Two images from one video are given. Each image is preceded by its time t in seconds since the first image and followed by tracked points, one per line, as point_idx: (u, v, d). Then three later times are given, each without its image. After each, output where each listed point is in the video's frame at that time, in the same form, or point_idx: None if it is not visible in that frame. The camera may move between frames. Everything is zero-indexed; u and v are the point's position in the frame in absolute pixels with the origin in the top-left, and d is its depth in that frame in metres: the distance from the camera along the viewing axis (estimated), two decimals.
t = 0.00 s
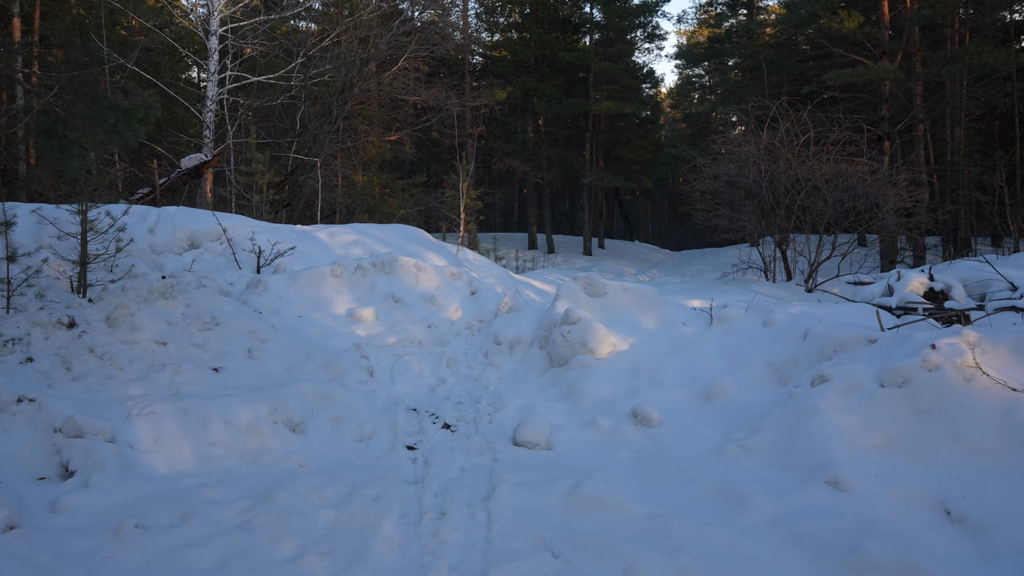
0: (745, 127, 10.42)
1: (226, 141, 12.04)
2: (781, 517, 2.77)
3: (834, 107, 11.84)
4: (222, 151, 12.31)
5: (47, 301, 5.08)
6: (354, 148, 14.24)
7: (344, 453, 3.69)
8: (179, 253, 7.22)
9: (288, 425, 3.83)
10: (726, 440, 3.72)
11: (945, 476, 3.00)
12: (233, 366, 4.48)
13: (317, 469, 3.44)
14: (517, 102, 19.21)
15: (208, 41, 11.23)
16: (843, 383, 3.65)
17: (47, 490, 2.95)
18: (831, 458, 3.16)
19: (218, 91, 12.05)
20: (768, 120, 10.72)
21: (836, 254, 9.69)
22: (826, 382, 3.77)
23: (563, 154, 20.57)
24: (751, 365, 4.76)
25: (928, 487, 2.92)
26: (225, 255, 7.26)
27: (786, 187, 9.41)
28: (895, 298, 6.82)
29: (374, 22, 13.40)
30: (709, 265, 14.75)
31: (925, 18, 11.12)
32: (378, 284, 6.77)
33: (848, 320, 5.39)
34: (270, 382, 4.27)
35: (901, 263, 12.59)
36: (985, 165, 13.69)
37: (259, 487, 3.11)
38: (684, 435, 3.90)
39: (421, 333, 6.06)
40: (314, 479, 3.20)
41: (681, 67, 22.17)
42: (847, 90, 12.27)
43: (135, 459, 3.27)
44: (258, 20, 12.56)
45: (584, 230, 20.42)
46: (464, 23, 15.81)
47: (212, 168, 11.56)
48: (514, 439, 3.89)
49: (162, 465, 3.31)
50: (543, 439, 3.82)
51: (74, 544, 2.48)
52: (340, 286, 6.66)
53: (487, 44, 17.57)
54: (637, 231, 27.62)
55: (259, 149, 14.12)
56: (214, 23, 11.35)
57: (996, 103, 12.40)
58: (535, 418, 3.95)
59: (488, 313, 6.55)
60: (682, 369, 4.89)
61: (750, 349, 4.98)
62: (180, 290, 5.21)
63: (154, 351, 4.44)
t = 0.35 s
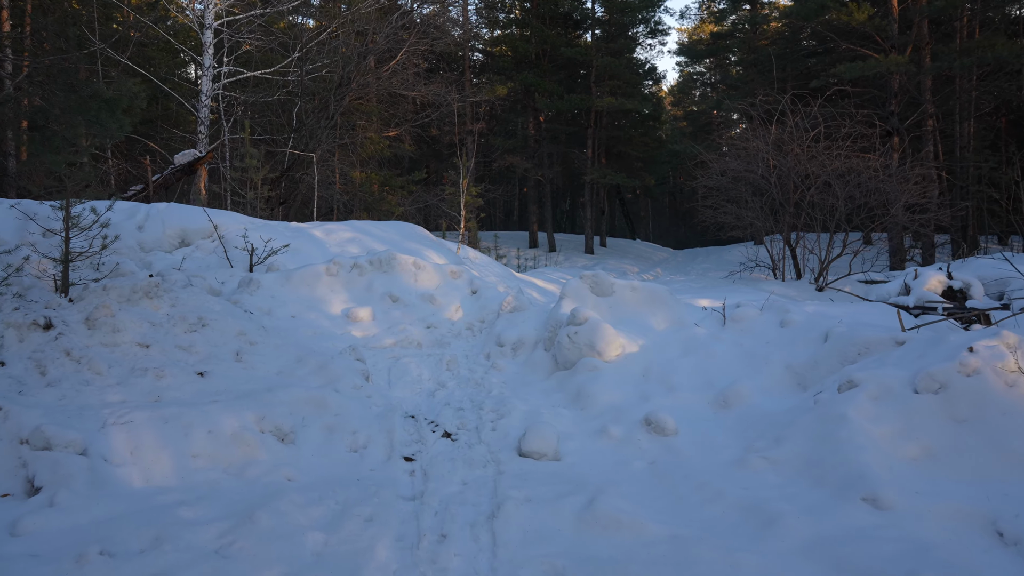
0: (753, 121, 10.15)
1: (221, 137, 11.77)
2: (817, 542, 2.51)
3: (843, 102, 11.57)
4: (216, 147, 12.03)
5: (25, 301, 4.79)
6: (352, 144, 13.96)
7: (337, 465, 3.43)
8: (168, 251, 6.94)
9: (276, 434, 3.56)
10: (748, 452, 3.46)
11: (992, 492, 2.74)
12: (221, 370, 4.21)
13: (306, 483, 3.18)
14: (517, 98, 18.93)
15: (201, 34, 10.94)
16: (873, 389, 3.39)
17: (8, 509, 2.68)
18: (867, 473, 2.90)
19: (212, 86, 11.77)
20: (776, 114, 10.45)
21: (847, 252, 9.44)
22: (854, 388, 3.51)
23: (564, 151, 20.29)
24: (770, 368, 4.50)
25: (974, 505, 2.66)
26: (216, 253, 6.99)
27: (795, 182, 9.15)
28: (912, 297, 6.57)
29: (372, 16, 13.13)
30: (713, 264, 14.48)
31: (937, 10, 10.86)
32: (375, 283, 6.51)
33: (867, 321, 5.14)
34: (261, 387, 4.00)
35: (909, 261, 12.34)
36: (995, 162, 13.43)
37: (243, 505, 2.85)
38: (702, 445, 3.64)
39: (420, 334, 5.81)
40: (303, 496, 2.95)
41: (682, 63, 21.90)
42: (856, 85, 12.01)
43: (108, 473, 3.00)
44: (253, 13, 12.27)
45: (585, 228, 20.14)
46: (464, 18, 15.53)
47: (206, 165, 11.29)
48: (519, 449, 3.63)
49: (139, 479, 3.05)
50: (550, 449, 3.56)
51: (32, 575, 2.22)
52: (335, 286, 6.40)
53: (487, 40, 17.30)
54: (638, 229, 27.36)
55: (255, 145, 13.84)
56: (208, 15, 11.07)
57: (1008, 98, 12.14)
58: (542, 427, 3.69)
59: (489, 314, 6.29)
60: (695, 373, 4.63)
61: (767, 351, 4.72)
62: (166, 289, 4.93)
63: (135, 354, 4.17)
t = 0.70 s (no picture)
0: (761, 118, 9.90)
1: (217, 136, 11.51)
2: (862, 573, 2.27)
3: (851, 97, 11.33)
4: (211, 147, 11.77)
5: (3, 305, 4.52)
6: (350, 142, 13.70)
7: (332, 483, 3.18)
8: (159, 253, 6.68)
9: (266, 448, 3.31)
10: (775, 467, 3.22)
11: None
12: (209, 378, 3.95)
13: (299, 504, 2.94)
14: (518, 97, 18.67)
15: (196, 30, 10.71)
16: (911, 399, 3.14)
17: None
18: (911, 492, 2.66)
19: (207, 84, 11.51)
20: (785, 110, 10.21)
21: (857, 252, 9.21)
22: (889, 397, 3.26)
23: (565, 149, 20.03)
24: (791, 374, 4.26)
25: None
26: (209, 254, 6.74)
27: (806, 180, 8.91)
28: (930, 297, 6.33)
29: (370, 12, 12.88)
30: (718, 264, 14.23)
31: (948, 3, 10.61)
32: (374, 284, 6.26)
33: (890, 323, 4.90)
34: (252, 397, 3.75)
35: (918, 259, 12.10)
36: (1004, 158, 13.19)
37: (228, 531, 2.61)
38: (724, 459, 3.39)
39: (421, 339, 5.56)
40: (294, 520, 2.71)
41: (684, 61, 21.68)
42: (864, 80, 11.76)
43: (82, 495, 2.75)
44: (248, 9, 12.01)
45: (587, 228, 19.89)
46: (463, 15, 15.32)
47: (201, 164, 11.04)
48: (527, 464, 3.38)
49: (116, 501, 2.79)
50: (561, 464, 3.32)
51: None
52: (332, 287, 6.15)
53: (487, 38, 17.10)
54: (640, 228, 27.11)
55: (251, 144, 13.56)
56: (202, 12, 10.81)
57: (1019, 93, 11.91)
58: (551, 439, 3.44)
59: (493, 316, 6.05)
60: (711, 379, 4.38)
61: (788, 355, 4.47)
62: (152, 292, 4.66)
63: (118, 361, 3.90)
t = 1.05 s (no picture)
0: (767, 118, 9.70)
1: (211, 138, 11.27)
2: None
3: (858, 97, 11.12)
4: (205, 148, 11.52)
5: None
6: (347, 144, 13.47)
7: (321, 508, 2.94)
8: (147, 257, 6.43)
9: (250, 469, 3.06)
10: (801, 490, 2.97)
11: None
12: (191, 391, 3.69)
13: (284, 533, 2.69)
14: (518, 98, 18.47)
15: (190, 29, 10.48)
16: (947, 417, 2.92)
17: None
18: (955, 521, 2.42)
19: (202, 84, 11.28)
20: (792, 111, 10.00)
21: (867, 255, 8.99)
22: (922, 413, 3.03)
23: (566, 151, 19.83)
24: (810, 386, 4.02)
25: None
26: (199, 258, 6.49)
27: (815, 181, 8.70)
28: (948, 302, 6.11)
29: (367, 11, 12.68)
30: (721, 267, 14.00)
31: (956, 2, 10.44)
32: (369, 290, 6.02)
33: (910, 330, 4.68)
34: (237, 412, 3.50)
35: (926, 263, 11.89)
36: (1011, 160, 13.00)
37: (205, 567, 2.36)
38: (744, 479, 3.15)
39: (419, 347, 5.32)
40: (278, 553, 2.47)
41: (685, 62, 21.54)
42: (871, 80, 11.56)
43: (44, 524, 2.50)
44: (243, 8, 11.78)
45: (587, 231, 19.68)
46: (463, 14, 15.12)
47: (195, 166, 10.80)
48: (532, 486, 3.15)
49: (81, 530, 2.54)
50: (569, 486, 3.08)
51: None
52: (326, 293, 5.91)
53: (487, 39, 16.91)
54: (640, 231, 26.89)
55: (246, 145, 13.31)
56: (196, 11, 10.59)
57: None
58: (557, 458, 3.20)
59: (494, 323, 5.81)
60: (725, 390, 4.15)
61: (806, 365, 4.23)
62: (134, 299, 4.40)
63: (94, 373, 3.64)
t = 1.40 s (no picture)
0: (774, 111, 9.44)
1: (203, 132, 10.99)
2: None
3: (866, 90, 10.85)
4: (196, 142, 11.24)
5: None
6: (342, 139, 13.20)
7: (297, 524, 2.67)
8: (129, 253, 6.16)
9: (220, 481, 2.78)
10: (826, 505, 2.70)
11: None
12: (162, 395, 3.41)
13: (254, 553, 2.43)
14: (517, 93, 18.20)
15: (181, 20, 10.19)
16: (986, 424, 2.65)
17: None
18: (1005, 544, 2.16)
19: (193, 77, 11.00)
20: (798, 104, 9.74)
21: (876, 252, 8.72)
22: (958, 420, 2.77)
23: (566, 147, 19.57)
24: (827, 388, 3.75)
25: None
26: (183, 254, 6.21)
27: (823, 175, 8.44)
28: (966, 300, 5.85)
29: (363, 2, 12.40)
30: (724, 265, 13.73)
31: None
32: (360, 286, 5.75)
33: (930, 328, 4.42)
34: (210, 417, 3.22)
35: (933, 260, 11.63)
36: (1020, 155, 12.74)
37: None
38: (761, 492, 2.89)
39: (411, 346, 5.05)
40: None
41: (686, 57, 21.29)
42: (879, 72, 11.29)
43: None
44: None
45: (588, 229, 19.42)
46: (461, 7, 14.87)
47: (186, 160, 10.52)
48: (530, 498, 2.89)
49: (26, 551, 2.24)
50: (569, 499, 2.81)
51: None
52: (314, 290, 5.63)
53: (486, 33, 16.62)
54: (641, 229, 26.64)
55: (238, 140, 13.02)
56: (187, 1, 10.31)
57: None
58: (556, 467, 2.93)
59: (490, 320, 5.55)
60: (736, 392, 3.88)
61: (822, 365, 3.97)
62: (106, 296, 4.13)
63: (56, 374, 3.34)
